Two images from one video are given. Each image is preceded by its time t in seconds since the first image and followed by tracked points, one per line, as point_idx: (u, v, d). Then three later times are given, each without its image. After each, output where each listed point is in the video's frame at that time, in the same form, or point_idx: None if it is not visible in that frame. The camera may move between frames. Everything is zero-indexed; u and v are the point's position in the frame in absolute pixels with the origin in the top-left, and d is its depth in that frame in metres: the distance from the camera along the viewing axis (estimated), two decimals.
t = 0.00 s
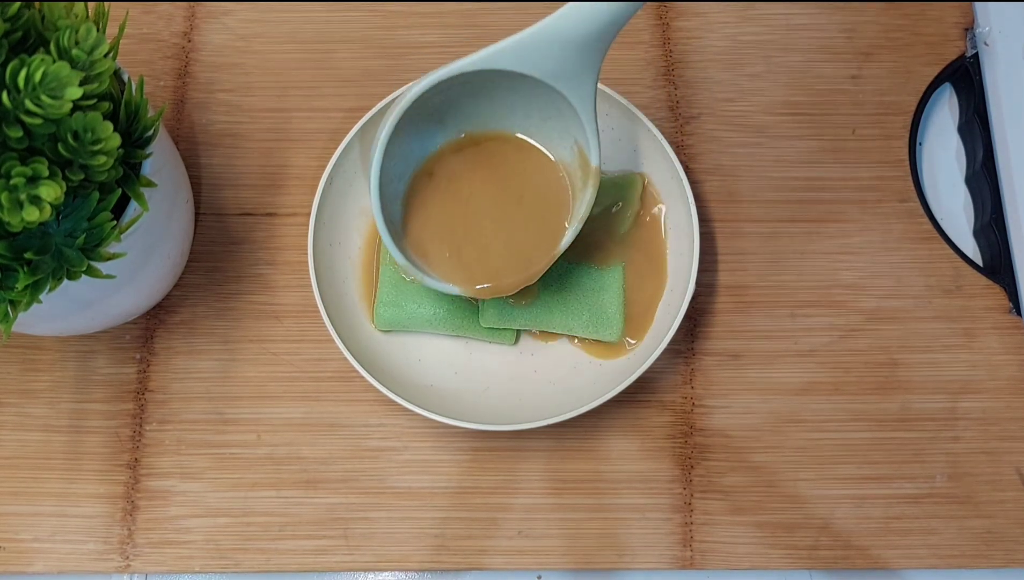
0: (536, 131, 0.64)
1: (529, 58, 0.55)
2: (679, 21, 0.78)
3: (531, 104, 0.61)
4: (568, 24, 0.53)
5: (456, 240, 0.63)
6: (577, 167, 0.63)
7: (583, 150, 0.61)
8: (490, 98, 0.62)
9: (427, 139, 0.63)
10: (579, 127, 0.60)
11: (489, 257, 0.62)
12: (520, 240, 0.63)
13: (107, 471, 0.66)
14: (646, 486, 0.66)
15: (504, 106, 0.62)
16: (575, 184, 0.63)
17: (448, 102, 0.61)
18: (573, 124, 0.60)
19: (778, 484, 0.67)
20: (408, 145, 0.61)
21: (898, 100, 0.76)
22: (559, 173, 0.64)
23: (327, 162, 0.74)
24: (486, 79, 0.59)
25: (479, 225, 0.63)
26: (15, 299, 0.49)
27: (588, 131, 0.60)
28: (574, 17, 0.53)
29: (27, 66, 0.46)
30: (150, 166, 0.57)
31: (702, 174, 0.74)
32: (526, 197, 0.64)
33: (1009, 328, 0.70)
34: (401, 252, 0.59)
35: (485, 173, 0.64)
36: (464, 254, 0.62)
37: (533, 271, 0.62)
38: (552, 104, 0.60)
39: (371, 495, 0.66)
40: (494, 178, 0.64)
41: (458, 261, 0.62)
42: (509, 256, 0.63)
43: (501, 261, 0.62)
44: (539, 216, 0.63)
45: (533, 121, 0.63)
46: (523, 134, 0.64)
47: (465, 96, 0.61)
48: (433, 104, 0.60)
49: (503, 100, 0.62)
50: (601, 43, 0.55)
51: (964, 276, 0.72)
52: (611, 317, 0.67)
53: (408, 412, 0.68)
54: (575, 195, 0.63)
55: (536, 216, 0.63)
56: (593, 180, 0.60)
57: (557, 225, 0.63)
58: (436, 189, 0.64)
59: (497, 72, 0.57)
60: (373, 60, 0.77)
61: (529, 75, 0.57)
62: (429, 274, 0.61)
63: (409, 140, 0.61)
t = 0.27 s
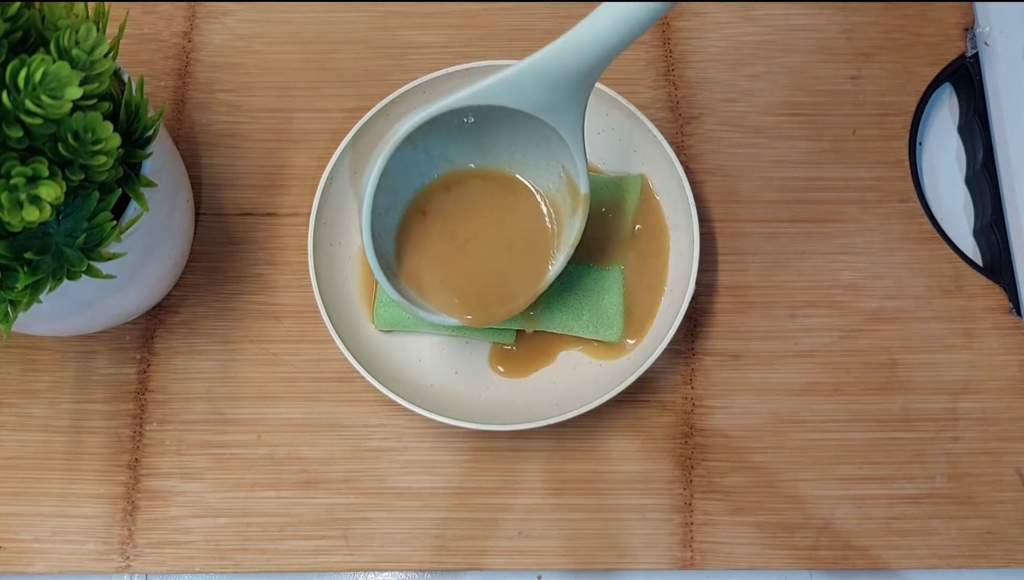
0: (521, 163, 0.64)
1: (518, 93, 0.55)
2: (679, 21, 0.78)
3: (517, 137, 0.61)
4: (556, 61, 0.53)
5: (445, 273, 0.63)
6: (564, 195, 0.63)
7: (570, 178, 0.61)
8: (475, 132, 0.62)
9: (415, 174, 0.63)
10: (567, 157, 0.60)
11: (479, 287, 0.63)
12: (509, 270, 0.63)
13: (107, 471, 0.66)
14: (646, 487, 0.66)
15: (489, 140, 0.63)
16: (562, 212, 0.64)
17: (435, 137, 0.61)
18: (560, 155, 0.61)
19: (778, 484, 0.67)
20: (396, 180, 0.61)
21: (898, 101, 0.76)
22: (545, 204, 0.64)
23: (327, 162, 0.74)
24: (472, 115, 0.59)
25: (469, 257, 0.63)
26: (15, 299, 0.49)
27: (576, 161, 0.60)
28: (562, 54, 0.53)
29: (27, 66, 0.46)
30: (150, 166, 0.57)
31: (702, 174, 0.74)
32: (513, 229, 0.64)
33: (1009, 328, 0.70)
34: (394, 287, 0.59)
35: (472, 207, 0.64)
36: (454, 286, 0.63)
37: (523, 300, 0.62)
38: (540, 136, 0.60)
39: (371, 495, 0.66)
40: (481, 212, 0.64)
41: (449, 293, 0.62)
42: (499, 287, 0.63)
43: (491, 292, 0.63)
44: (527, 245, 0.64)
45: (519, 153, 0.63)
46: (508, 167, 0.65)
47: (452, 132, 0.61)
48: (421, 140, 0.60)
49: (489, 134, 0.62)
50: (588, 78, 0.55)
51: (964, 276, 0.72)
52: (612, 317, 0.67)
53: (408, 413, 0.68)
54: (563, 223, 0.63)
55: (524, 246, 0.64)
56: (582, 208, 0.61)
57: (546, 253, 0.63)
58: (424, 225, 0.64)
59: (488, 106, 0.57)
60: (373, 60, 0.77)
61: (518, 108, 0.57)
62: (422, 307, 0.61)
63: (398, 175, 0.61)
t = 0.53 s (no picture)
0: (544, 154, 0.65)
1: (546, 87, 0.56)
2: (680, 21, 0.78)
3: (542, 127, 0.62)
4: (584, 52, 0.54)
5: (475, 262, 0.63)
6: (590, 183, 0.64)
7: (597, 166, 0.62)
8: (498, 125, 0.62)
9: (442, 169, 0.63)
10: (591, 143, 0.61)
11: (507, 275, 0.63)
12: (537, 257, 0.64)
13: (107, 470, 0.66)
14: (646, 486, 0.66)
15: (513, 132, 0.63)
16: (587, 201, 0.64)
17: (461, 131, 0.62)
18: (585, 142, 0.61)
19: (778, 484, 0.67)
20: (425, 176, 0.62)
21: (898, 100, 0.76)
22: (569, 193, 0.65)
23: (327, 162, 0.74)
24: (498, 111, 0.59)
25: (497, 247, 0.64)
26: (15, 299, 0.49)
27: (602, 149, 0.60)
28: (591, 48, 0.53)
29: (27, 66, 0.46)
30: (150, 166, 0.57)
31: (702, 174, 0.74)
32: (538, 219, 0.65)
33: (1009, 328, 0.70)
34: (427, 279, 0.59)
35: (498, 202, 0.65)
36: (485, 275, 0.63)
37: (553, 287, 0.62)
38: (564, 124, 0.61)
39: (371, 495, 0.66)
40: (508, 205, 0.65)
41: (480, 283, 0.63)
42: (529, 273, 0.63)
43: (520, 278, 0.63)
44: (556, 233, 0.64)
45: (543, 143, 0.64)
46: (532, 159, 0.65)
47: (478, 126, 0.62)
48: (449, 135, 0.61)
49: (513, 126, 0.62)
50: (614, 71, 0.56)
51: (964, 276, 0.72)
52: (612, 317, 0.67)
53: (408, 412, 0.68)
54: (587, 209, 0.64)
55: (551, 234, 0.64)
56: (608, 194, 0.61)
57: (573, 240, 0.64)
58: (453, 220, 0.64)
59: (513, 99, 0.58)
60: (373, 60, 0.77)
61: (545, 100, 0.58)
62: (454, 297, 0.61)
63: (426, 169, 0.62)
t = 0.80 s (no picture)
0: (506, 81, 0.62)
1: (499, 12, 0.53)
2: (679, 21, 0.78)
3: (501, 53, 0.60)
4: None
5: (434, 187, 0.63)
6: (549, 112, 0.61)
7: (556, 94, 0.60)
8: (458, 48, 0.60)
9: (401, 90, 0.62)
10: (550, 70, 0.58)
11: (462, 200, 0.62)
12: (492, 182, 0.62)
13: (107, 471, 0.66)
14: (646, 486, 0.66)
15: (473, 56, 0.61)
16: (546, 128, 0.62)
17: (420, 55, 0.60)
18: (545, 70, 0.59)
19: (778, 484, 0.67)
20: (382, 100, 0.60)
21: (898, 100, 0.76)
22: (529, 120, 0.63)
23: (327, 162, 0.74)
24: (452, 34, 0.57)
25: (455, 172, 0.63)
26: (15, 299, 0.49)
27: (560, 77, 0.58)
28: None
29: (27, 66, 0.46)
30: (150, 166, 0.57)
31: (702, 174, 0.74)
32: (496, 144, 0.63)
33: (1009, 328, 0.70)
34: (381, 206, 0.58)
35: (458, 127, 0.64)
36: (441, 201, 0.62)
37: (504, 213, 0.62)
38: (524, 50, 0.58)
39: (370, 495, 0.66)
40: (467, 131, 0.64)
41: (437, 209, 0.62)
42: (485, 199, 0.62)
43: (476, 203, 0.62)
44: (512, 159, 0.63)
45: (504, 69, 0.61)
46: (493, 85, 0.63)
47: (435, 49, 0.60)
48: (407, 59, 0.59)
49: (472, 51, 0.60)
50: None
51: (964, 276, 0.72)
52: (612, 317, 0.67)
53: (408, 412, 0.68)
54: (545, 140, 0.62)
55: (507, 161, 0.63)
56: (565, 126, 0.60)
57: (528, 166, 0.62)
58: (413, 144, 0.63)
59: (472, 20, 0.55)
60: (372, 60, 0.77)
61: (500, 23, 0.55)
62: (407, 223, 0.60)
63: (383, 95, 0.60)
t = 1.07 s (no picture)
0: (458, 108, 0.61)
1: (454, 38, 0.52)
2: (679, 21, 0.78)
3: (453, 78, 0.59)
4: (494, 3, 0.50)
5: (386, 219, 0.61)
6: (503, 137, 0.61)
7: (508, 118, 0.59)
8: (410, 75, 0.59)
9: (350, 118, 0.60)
10: (504, 96, 0.58)
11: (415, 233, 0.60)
12: (445, 214, 0.61)
13: (107, 471, 0.66)
14: (646, 487, 0.66)
15: (423, 83, 0.60)
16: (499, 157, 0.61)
17: (371, 81, 0.58)
18: (499, 96, 0.58)
19: (778, 484, 0.67)
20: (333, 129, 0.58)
21: (898, 101, 0.76)
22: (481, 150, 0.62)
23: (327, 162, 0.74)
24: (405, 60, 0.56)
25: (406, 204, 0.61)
26: (15, 299, 0.49)
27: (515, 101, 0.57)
28: (501, 0, 0.50)
29: (27, 66, 0.46)
30: (150, 166, 0.57)
31: (702, 174, 0.74)
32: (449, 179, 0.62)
33: (1009, 328, 0.70)
34: (332, 239, 0.56)
35: (409, 160, 0.62)
36: (395, 233, 0.60)
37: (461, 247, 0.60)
38: (476, 76, 0.57)
39: (371, 495, 0.66)
40: (419, 164, 0.62)
41: (390, 240, 0.60)
42: (439, 231, 0.61)
43: (429, 236, 0.61)
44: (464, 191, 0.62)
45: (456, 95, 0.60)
46: (444, 113, 0.62)
47: (387, 75, 0.58)
48: (355, 87, 0.57)
49: (424, 77, 0.59)
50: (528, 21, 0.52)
51: (964, 276, 0.72)
52: (612, 317, 0.67)
53: (408, 413, 0.68)
54: (499, 167, 0.61)
55: (459, 193, 0.62)
56: (522, 149, 0.58)
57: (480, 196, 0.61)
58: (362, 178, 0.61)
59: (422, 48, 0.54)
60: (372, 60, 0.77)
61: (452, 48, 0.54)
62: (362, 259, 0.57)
63: (332, 123, 0.58)
